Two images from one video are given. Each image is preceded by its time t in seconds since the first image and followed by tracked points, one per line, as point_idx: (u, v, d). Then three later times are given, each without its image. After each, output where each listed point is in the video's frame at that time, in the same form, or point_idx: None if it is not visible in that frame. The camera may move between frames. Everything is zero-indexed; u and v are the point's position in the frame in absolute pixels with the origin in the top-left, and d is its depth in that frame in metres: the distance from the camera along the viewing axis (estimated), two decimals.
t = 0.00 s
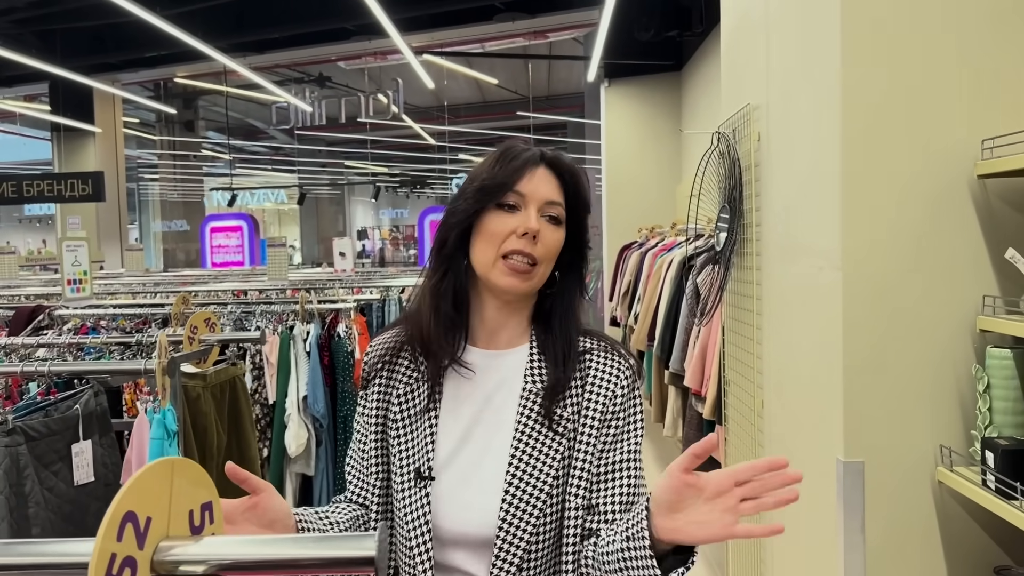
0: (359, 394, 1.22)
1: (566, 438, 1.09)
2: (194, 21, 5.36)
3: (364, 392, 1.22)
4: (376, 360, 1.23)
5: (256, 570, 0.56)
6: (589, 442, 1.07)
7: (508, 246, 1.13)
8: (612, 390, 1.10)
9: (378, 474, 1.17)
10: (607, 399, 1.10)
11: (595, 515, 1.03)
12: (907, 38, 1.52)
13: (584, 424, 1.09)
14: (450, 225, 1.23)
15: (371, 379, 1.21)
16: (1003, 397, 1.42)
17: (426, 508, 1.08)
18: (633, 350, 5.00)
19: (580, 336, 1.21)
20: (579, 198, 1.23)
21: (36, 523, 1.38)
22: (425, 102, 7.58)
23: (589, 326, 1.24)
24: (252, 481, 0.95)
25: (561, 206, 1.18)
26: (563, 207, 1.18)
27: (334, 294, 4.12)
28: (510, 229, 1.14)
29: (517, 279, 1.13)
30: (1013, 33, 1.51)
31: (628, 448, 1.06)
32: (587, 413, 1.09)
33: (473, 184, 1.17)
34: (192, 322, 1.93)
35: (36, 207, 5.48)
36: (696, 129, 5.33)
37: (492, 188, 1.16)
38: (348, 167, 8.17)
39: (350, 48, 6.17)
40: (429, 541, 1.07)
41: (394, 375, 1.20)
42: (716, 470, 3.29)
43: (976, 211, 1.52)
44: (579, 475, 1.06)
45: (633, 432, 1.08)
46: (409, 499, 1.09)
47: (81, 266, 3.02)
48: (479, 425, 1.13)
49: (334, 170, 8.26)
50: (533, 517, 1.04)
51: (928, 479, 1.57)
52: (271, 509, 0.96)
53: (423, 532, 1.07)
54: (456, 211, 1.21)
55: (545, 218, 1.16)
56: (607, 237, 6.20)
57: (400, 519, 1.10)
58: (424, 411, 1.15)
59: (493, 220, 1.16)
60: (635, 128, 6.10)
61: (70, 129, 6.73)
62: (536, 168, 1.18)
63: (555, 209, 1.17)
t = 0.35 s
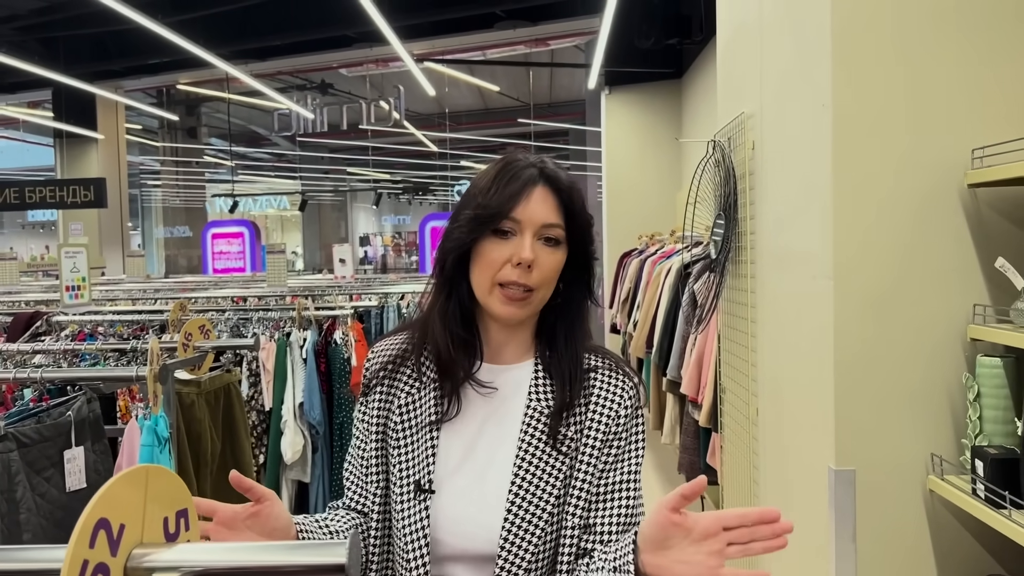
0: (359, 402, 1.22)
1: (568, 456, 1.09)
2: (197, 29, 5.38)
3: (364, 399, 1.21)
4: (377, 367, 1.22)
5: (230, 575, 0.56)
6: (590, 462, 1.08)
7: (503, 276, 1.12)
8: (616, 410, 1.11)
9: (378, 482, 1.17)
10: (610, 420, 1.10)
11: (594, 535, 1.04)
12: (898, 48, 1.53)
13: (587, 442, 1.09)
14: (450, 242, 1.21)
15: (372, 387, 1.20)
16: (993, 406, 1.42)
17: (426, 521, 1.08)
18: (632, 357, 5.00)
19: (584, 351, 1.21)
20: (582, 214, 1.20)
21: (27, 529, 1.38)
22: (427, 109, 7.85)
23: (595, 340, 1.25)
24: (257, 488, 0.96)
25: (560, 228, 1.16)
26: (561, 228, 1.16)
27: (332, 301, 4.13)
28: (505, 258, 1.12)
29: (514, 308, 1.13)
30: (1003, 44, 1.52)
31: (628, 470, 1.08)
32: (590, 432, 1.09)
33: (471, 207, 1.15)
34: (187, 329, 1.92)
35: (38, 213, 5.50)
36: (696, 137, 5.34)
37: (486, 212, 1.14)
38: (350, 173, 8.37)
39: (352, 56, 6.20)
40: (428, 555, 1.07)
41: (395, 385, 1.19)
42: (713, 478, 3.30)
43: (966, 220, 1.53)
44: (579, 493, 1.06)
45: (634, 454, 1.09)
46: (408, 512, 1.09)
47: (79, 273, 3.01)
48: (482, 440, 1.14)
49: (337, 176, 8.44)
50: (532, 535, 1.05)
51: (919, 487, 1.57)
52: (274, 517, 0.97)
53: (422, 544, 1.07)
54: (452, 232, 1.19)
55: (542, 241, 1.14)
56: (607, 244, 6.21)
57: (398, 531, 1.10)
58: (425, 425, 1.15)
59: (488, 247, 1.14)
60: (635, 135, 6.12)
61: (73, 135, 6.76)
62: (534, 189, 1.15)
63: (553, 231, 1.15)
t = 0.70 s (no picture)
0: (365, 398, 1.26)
1: (554, 457, 1.09)
2: (200, 31, 5.40)
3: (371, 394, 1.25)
4: (382, 365, 1.26)
5: (217, 572, 0.57)
6: (577, 463, 1.07)
7: (441, 284, 1.13)
8: (605, 410, 1.09)
9: (378, 477, 1.20)
10: (599, 421, 1.08)
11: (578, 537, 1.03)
12: (891, 53, 1.54)
13: (574, 443, 1.08)
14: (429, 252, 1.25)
15: (376, 382, 1.24)
16: (986, 409, 1.42)
17: (415, 513, 1.10)
18: (633, 361, 5.01)
19: (575, 351, 1.18)
20: (521, 207, 1.12)
21: (25, 528, 1.39)
22: (429, 111, 7.51)
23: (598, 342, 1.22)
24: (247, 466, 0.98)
25: (486, 227, 1.11)
26: (489, 226, 1.11)
27: (332, 304, 4.14)
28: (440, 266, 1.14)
29: (458, 314, 1.13)
30: (998, 48, 1.52)
31: (616, 472, 1.06)
32: (578, 433, 1.08)
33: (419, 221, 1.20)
34: (185, 330, 1.92)
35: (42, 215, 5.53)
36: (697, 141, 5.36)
37: (431, 225, 1.18)
38: (354, 175, 8.11)
39: (354, 59, 6.22)
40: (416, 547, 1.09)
41: (396, 383, 1.22)
42: (712, 481, 3.30)
43: (961, 224, 1.53)
44: (565, 493, 1.05)
45: (624, 456, 1.07)
46: (399, 504, 1.12)
47: (80, 275, 3.03)
48: (472, 440, 1.14)
49: (340, 179, 8.19)
50: (517, 534, 1.05)
51: (914, 490, 1.57)
52: (265, 492, 1.00)
53: (410, 536, 1.09)
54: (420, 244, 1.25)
55: (473, 244, 1.12)
56: (608, 247, 6.23)
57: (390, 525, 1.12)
58: (419, 421, 1.17)
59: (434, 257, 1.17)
60: (636, 139, 6.13)
61: (77, 138, 6.80)
62: (459, 193, 1.13)
63: (481, 232, 1.12)
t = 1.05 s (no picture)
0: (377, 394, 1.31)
1: (538, 454, 1.08)
2: (207, 29, 5.42)
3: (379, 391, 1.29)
4: (387, 363, 1.30)
5: (218, 562, 0.58)
6: (561, 461, 1.05)
7: (428, 285, 1.14)
8: (589, 407, 1.07)
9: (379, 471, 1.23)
10: (583, 417, 1.07)
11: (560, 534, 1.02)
12: (895, 51, 1.53)
13: (559, 441, 1.07)
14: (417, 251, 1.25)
15: (382, 379, 1.28)
16: (990, 407, 1.42)
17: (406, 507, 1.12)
18: (638, 359, 5.01)
19: (562, 348, 1.17)
20: (504, 207, 1.11)
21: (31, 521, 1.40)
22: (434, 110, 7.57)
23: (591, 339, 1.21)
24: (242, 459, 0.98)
25: (469, 228, 1.10)
26: (472, 228, 1.10)
27: (337, 301, 4.15)
28: (427, 266, 1.14)
29: (447, 313, 1.14)
30: (1003, 46, 1.52)
31: (600, 469, 1.04)
32: (562, 430, 1.07)
33: (405, 221, 1.19)
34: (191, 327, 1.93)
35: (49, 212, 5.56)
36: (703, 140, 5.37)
37: (417, 226, 1.18)
38: (359, 174, 8.13)
39: (361, 57, 6.23)
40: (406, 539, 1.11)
41: (398, 382, 1.25)
42: (717, 480, 3.29)
43: (965, 223, 1.53)
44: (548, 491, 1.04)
45: (609, 453, 1.05)
46: (394, 497, 1.14)
47: (87, 271, 3.05)
48: (463, 438, 1.15)
49: (346, 178, 8.17)
50: (502, 533, 1.04)
51: (916, 489, 1.57)
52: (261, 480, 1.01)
53: (402, 530, 1.11)
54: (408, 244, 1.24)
55: (457, 245, 1.11)
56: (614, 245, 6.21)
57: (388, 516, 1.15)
58: (414, 418, 1.19)
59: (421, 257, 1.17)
60: (642, 137, 6.13)
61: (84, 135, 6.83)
62: (441, 195, 1.12)
63: (465, 233, 1.11)
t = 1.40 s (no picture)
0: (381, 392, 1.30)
1: (549, 453, 1.08)
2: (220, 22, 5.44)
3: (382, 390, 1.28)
4: (393, 363, 1.29)
5: (235, 551, 0.58)
6: (571, 460, 1.06)
7: (440, 283, 1.12)
8: (600, 408, 1.08)
9: (383, 470, 1.22)
10: (594, 418, 1.07)
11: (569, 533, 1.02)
12: (911, 42, 1.51)
13: (569, 441, 1.07)
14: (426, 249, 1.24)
15: (388, 379, 1.27)
16: (1005, 402, 1.41)
17: (413, 506, 1.11)
18: (649, 353, 5.00)
19: (573, 350, 1.17)
20: (525, 209, 1.11)
21: (47, 510, 1.42)
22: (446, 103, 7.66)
23: (598, 339, 1.21)
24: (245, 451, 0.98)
25: (489, 229, 1.10)
26: (492, 228, 1.09)
27: (349, 293, 4.17)
28: (440, 264, 1.12)
29: (456, 312, 1.12)
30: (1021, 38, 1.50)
31: (611, 469, 1.04)
32: (573, 430, 1.08)
33: (419, 218, 1.18)
34: (203, 318, 1.95)
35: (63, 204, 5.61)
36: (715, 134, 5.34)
37: (431, 224, 1.16)
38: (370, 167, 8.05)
39: (372, 49, 6.23)
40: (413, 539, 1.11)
41: (404, 381, 1.25)
42: (728, 474, 3.29)
43: (980, 216, 1.51)
44: (558, 490, 1.05)
45: (619, 453, 1.06)
46: (400, 496, 1.14)
47: (101, 262, 3.08)
48: (473, 437, 1.15)
49: (356, 170, 8.15)
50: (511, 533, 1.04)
51: (929, 485, 1.56)
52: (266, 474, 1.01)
53: (408, 530, 1.11)
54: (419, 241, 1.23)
55: (474, 244, 1.10)
56: (626, 239, 6.19)
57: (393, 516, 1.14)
58: (421, 418, 1.18)
59: (433, 255, 1.16)
60: (654, 130, 6.10)
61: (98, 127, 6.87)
62: (462, 194, 1.12)
63: (483, 233, 1.10)
